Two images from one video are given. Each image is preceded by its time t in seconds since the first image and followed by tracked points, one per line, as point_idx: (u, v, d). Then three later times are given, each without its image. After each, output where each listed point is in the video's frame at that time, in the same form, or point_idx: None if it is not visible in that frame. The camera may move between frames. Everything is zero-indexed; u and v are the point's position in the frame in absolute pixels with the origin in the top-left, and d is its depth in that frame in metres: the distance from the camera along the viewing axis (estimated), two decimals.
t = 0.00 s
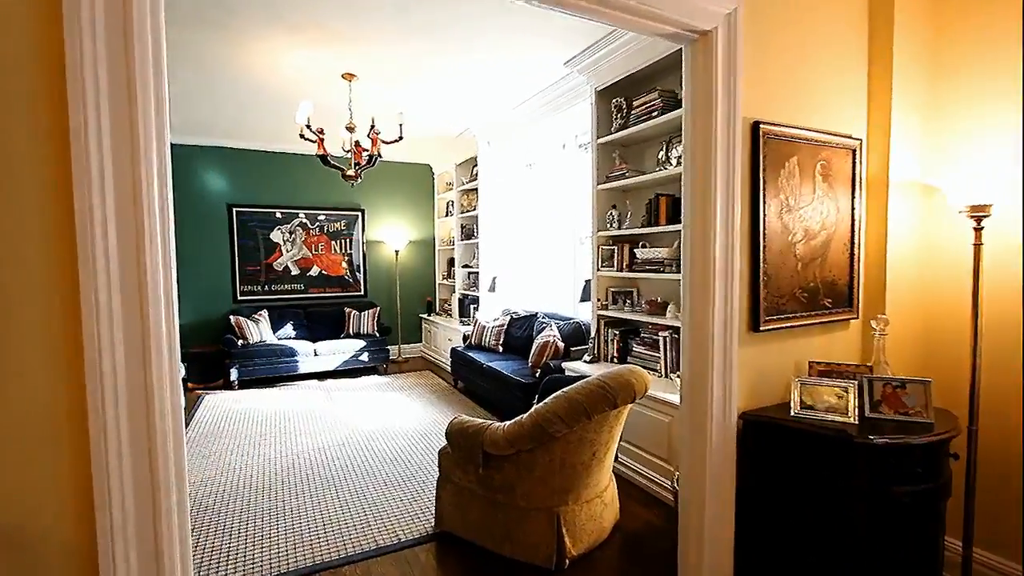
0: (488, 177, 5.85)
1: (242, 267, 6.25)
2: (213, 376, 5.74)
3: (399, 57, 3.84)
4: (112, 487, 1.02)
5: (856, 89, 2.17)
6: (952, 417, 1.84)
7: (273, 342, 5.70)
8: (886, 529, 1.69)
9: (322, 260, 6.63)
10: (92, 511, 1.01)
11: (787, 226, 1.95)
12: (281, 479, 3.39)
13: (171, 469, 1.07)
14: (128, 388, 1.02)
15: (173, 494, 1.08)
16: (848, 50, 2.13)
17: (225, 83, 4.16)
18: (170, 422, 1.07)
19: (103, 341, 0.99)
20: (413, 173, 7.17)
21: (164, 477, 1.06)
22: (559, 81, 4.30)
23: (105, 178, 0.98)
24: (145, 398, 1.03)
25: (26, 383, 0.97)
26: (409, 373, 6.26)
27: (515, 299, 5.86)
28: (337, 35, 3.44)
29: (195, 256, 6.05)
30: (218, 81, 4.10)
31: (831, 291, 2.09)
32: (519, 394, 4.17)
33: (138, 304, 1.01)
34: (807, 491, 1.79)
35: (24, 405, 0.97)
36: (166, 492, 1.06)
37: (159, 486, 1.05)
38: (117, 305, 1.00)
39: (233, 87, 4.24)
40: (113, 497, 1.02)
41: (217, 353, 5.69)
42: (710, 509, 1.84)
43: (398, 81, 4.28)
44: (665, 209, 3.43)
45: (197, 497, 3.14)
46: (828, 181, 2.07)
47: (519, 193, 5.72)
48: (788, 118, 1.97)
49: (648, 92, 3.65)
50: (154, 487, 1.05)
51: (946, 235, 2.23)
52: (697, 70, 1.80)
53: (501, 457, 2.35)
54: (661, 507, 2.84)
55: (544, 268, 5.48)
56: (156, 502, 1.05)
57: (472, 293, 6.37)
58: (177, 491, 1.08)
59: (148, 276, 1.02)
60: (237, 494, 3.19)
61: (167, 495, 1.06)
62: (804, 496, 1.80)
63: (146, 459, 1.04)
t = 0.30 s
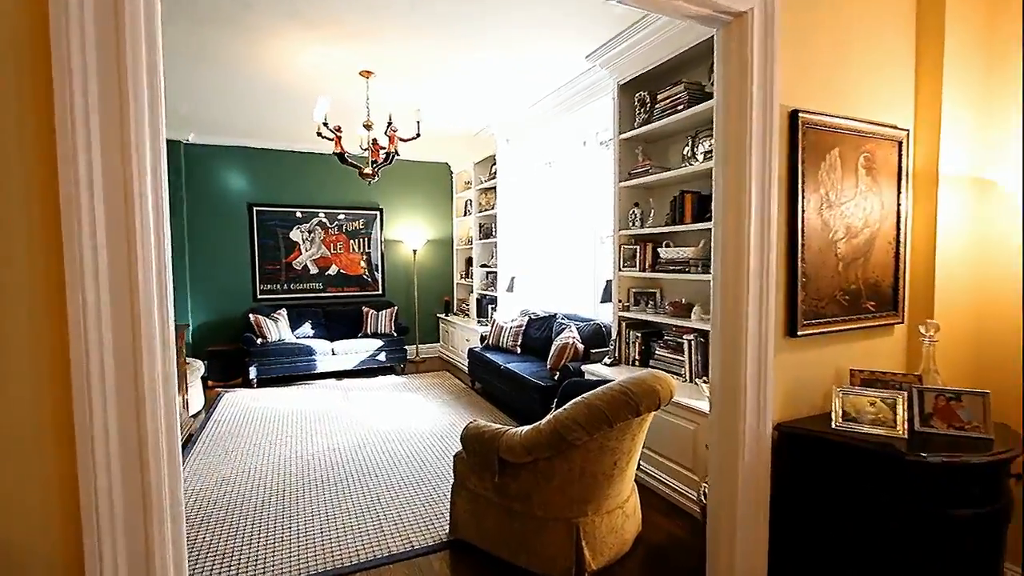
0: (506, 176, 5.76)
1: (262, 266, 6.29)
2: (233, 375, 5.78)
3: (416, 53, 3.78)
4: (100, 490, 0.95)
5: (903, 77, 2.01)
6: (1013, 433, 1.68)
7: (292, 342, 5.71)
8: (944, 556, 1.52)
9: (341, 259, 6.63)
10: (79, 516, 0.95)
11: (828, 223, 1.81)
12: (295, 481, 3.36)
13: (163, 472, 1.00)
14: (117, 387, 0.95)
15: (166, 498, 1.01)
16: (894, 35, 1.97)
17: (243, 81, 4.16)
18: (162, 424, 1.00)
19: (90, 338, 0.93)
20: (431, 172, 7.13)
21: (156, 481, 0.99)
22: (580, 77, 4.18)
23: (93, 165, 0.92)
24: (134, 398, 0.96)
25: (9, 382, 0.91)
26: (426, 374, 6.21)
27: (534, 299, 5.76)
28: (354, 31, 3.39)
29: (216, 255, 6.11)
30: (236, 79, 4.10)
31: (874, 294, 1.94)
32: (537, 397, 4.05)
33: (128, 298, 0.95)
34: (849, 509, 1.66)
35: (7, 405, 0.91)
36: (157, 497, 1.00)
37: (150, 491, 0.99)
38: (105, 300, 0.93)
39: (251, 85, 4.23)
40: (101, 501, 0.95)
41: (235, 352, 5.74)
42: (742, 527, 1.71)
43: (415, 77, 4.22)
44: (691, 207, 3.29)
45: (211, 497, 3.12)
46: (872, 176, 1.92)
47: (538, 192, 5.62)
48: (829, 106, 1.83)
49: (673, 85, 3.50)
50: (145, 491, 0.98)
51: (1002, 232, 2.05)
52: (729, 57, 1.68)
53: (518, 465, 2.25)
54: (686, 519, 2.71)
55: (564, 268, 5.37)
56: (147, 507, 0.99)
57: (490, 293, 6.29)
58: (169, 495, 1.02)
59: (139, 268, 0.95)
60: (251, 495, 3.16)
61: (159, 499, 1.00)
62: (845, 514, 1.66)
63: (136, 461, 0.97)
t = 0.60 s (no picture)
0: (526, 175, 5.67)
1: (283, 266, 6.32)
2: (253, 373, 5.82)
3: (435, 50, 3.71)
4: (89, 495, 0.89)
5: (959, 64, 1.85)
6: None
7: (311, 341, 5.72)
8: None
9: (360, 259, 6.62)
10: (69, 527, 0.89)
11: (876, 221, 1.67)
12: (310, 484, 3.31)
13: (158, 481, 0.94)
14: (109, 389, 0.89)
15: (162, 507, 0.95)
16: (949, 18, 1.82)
17: (263, 80, 4.16)
18: (158, 427, 0.94)
19: (80, 338, 0.87)
20: (451, 172, 7.09)
21: (150, 486, 0.93)
22: (602, 72, 4.06)
23: (84, 154, 0.86)
24: (127, 401, 0.90)
25: None
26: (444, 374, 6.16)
27: (554, 300, 5.66)
28: (372, 27, 3.34)
29: (238, 255, 6.17)
30: (256, 78, 4.10)
31: (925, 298, 1.79)
32: (557, 401, 3.95)
33: (120, 295, 0.89)
34: (898, 533, 1.52)
35: None
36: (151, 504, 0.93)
37: (144, 497, 0.92)
38: (96, 296, 0.87)
39: (271, 84, 4.23)
40: (91, 512, 0.89)
41: (255, 351, 5.76)
42: (780, 549, 1.59)
43: (434, 75, 4.16)
44: (719, 205, 3.15)
45: (226, 499, 3.09)
46: (924, 171, 1.77)
47: (559, 191, 5.52)
48: (878, 95, 1.68)
49: (700, 79, 3.37)
50: (138, 502, 0.92)
51: None
52: (769, 41, 1.55)
53: (537, 474, 2.16)
54: (713, 534, 2.57)
55: (585, 269, 5.26)
56: (140, 514, 0.92)
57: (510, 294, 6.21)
58: (165, 501, 0.95)
59: (133, 264, 0.89)
60: (266, 498, 3.13)
61: (154, 506, 0.93)
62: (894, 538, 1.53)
63: (129, 466, 0.91)
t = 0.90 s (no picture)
0: (545, 171, 5.54)
1: (303, 264, 6.33)
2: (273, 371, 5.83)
3: (454, 45, 3.63)
4: (66, 509, 0.82)
5: None
6: None
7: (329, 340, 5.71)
8: None
9: (379, 258, 6.59)
10: (46, 553, 0.82)
11: (936, 217, 1.51)
12: (325, 487, 3.25)
13: (144, 503, 0.87)
14: (90, 396, 0.82)
15: (149, 531, 0.88)
16: None
17: (282, 77, 4.13)
18: (147, 434, 0.87)
19: (58, 342, 0.79)
20: (470, 169, 7.00)
21: (136, 508, 0.86)
22: (626, 65, 3.92)
23: (62, 144, 0.78)
24: (110, 409, 0.82)
25: None
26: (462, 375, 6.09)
27: (574, 300, 5.53)
28: (390, 21, 3.26)
29: (259, 253, 6.19)
30: (275, 75, 4.08)
31: (990, 302, 1.62)
32: (577, 405, 3.82)
33: (102, 297, 0.81)
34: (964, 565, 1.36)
35: None
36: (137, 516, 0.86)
37: (129, 520, 0.85)
38: (76, 297, 0.80)
39: (289, 81, 4.20)
40: (70, 537, 0.82)
41: (274, 349, 5.71)
42: None
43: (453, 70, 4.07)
44: (750, 202, 2.98)
45: (241, 500, 3.06)
46: (989, 162, 1.60)
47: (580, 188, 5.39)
48: (940, 78, 1.52)
49: (731, 69, 3.20)
50: (123, 526, 0.85)
51: None
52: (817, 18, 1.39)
53: (558, 485, 2.04)
54: (744, 550, 2.43)
55: (606, 268, 5.12)
56: (125, 530, 0.85)
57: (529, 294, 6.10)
58: (153, 523, 0.88)
59: (119, 260, 0.82)
60: (281, 500, 3.08)
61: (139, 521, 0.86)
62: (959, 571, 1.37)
63: (113, 487, 0.84)
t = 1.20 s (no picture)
0: (566, 169, 5.42)
1: (321, 264, 6.32)
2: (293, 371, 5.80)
3: (472, 39, 3.54)
4: (31, 510, 0.79)
5: None
6: None
7: (347, 340, 5.68)
8: None
9: (397, 258, 6.55)
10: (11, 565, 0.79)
11: (1006, 212, 1.34)
12: (339, 491, 3.20)
13: (114, 511, 0.83)
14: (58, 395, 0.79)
15: (122, 542, 0.84)
16: None
17: (299, 74, 4.10)
18: (122, 435, 0.84)
19: (21, 341, 0.77)
20: (488, 168, 6.91)
21: (108, 516, 0.82)
22: (649, 57, 3.77)
23: (26, 140, 0.75)
24: (80, 410, 0.79)
25: None
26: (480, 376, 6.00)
27: (595, 301, 5.40)
28: (406, 15, 3.19)
29: (278, 253, 6.21)
30: (292, 73, 4.05)
31: None
32: (597, 410, 3.69)
33: (71, 296, 0.79)
34: None
35: None
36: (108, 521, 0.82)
37: (100, 530, 0.82)
38: (42, 295, 0.77)
39: (306, 78, 4.17)
40: (35, 546, 0.79)
41: (292, 348, 5.69)
42: None
43: (470, 65, 3.97)
44: (783, 198, 2.81)
45: (257, 502, 3.02)
46: None
47: (602, 186, 5.25)
48: (1010, 56, 1.35)
49: (763, 57, 3.02)
50: (93, 536, 0.81)
51: None
52: None
53: (579, 499, 1.92)
54: (778, 571, 2.27)
55: (629, 268, 4.96)
56: (95, 534, 0.81)
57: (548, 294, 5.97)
58: (127, 532, 0.85)
59: (89, 255, 0.79)
60: (296, 503, 3.04)
61: (111, 526, 0.83)
62: None
63: (82, 493, 0.81)
